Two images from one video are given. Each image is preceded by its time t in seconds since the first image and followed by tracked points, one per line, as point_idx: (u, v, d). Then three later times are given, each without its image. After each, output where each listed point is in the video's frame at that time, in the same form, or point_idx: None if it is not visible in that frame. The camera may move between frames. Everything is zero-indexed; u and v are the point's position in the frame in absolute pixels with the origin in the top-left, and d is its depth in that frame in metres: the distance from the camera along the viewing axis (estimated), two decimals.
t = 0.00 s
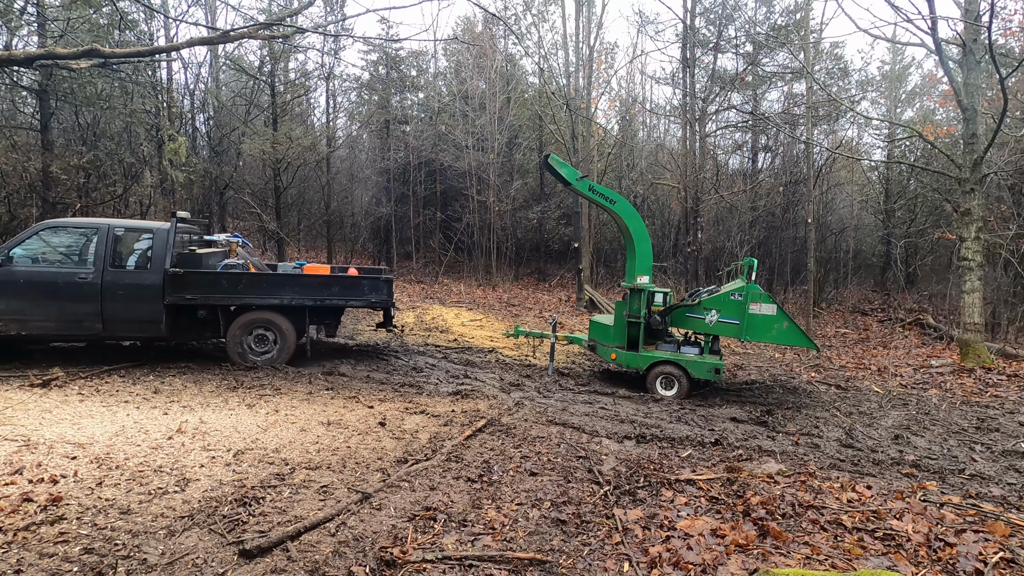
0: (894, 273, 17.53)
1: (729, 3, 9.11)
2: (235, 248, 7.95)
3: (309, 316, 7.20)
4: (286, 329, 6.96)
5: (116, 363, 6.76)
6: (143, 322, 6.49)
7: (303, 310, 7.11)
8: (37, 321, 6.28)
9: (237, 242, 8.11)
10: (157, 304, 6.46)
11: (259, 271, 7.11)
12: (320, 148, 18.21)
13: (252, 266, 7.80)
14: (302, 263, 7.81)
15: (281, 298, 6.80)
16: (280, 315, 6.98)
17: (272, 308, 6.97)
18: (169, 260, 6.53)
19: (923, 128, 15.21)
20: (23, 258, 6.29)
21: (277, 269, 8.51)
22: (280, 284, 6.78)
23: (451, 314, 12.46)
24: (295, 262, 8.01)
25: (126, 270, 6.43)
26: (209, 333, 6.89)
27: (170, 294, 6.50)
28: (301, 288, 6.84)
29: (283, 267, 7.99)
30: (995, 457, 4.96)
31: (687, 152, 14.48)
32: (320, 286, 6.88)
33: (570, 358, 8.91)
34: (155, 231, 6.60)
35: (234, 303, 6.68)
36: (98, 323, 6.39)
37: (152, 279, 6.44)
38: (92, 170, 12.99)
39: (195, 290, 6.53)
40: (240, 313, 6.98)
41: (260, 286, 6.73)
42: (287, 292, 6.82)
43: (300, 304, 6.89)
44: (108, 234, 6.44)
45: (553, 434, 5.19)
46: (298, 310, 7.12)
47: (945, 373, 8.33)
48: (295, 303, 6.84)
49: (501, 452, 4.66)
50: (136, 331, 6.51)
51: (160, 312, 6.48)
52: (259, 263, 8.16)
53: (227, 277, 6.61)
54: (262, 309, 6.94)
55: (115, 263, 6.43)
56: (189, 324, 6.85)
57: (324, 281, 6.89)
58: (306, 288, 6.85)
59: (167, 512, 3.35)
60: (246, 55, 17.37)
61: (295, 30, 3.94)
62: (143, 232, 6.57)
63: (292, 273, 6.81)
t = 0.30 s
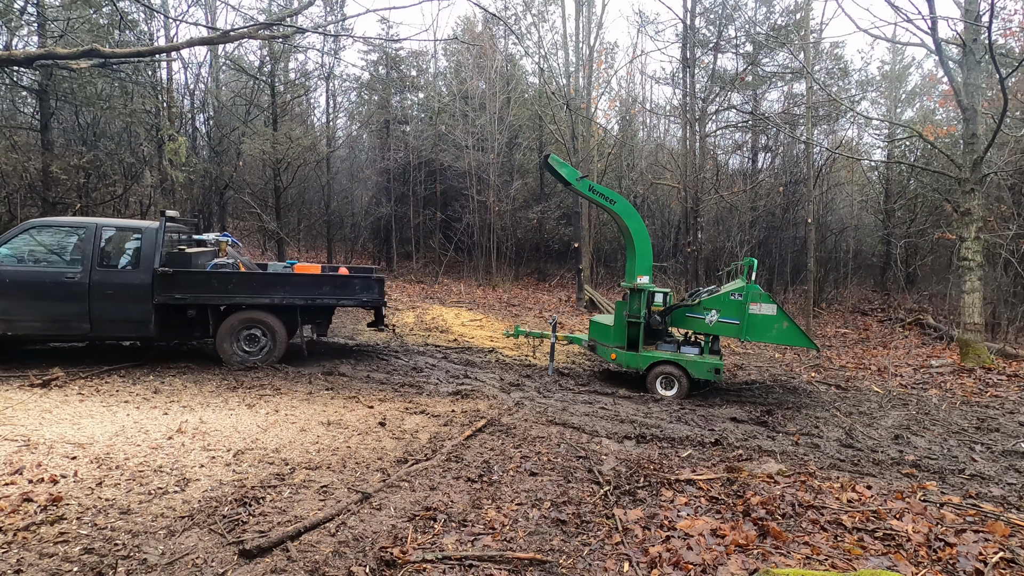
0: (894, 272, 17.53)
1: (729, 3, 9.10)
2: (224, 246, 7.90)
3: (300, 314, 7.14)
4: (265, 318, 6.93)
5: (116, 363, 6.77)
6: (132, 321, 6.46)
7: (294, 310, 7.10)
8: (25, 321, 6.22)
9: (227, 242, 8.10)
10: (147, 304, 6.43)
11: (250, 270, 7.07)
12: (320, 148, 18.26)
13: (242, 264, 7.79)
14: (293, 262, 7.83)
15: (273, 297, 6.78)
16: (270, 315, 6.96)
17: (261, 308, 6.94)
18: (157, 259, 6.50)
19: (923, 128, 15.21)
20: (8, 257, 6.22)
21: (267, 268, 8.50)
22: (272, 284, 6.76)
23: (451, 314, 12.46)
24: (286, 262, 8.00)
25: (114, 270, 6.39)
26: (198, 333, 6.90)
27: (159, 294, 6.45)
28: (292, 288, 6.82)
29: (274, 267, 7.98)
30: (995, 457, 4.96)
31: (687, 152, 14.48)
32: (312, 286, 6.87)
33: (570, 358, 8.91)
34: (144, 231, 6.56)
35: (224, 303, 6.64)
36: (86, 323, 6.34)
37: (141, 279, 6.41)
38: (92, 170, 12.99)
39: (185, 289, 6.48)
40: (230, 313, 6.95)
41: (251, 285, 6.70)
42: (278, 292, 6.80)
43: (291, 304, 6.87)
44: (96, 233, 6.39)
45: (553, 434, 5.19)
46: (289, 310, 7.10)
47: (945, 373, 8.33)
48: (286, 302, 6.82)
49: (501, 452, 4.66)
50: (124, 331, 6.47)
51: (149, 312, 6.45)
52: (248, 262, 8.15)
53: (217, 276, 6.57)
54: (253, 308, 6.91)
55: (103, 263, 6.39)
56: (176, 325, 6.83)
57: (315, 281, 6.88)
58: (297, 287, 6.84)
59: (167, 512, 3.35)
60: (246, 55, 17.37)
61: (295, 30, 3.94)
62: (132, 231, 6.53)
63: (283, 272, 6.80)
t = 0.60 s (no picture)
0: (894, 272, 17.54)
1: (729, 3, 9.10)
2: (214, 246, 7.87)
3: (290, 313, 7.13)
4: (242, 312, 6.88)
5: (116, 363, 6.77)
6: (120, 321, 6.41)
7: (284, 310, 7.09)
8: (12, 321, 6.17)
9: (216, 242, 8.04)
10: (135, 304, 6.40)
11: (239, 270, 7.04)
12: (320, 148, 18.32)
13: (230, 264, 7.79)
14: (283, 262, 7.83)
15: (262, 296, 6.77)
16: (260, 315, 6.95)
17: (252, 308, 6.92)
18: (145, 258, 6.45)
19: (923, 128, 15.22)
20: None
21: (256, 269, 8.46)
22: (261, 284, 6.74)
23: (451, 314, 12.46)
24: (275, 262, 7.98)
25: (101, 269, 6.34)
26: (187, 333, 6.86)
27: (147, 293, 6.41)
28: (282, 287, 6.81)
29: (263, 267, 7.95)
30: (995, 457, 4.96)
31: (687, 152, 14.47)
32: (302, 285, 6.86)
33: (571, 358, 8.91)
34: (131, 230, 6.51)
35: (213, 302, 6.60)
36: (73, 323, 6.30)
37: (129, 278, 6.37)
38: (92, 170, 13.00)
39: (173, 289, 6.44)
40: (218, 313, 6.90)
41: (239, 285, 6.68)
42: (267, 292, 6.78)
43: (280, 304, 6.85)
44: (82, 233, 6.33)
45: (553, 434, 5.19)
46: (279, 310, 7.08)
47: (945, 373, 8.33)
48: (276, 302, 6.80)
49: (501, 452, 4.66)
50: (111, 330, 6.42)
51: (137, 312, 6.41)
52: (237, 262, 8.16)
53: (206, 276, 6.54)
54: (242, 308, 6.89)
55: (90, 262, 6.33)
56: (163, 324, 6.78)
57: (305, 280, 6.87)
58: (287, 287, 6.83)
59: (167, 512, 3.35)
60: (246, 55, 17.37)
61: (295, 30, 3.94)
62: (119, 230, 6.48)
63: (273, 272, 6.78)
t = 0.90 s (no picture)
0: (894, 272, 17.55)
1: (728, 2, 9.10)
2: (202, 246, 7.91)
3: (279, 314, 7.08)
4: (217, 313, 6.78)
5: (116, 364, 6.77)
6: (106, 321, 6.35)
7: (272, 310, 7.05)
8: None
9: (204, 241, 8.01)
10: (121, 304, 6.34)
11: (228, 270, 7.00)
12: (320, 148, 18.36)
13: (219, 264, 7.77)
14: (272, 262, 7.81)
15: (251, 296, 6.73)
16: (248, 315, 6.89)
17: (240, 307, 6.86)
18: (132, 258, 6.39)
19: (923, 129, 15.22)
20: None
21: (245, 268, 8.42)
22: (250, 284, 6.70)
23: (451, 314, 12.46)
24: (264, 263, 7.93)
25: (86, 269, 6.28)
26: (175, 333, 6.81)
27: (134, 293, 6.36)
28: (270, 287, 6.76)
29: (252, 267, 7.91)
30: (995, 457, 4.96)
31: (687, 152, 14.47)
32: (290, 285, 6.80)
33: (571, 358, 8.91)
34: (118, 229, 6.45)
35: (200, 302, 6.55)
36: (58, 323, 6.22)
37: (116, 278, 6.31)
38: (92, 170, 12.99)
39: (161, 289, 6.39)
40: (206, 313, 6.85)
41: (228, 285, 6.63)
42: (256, 292, 6.74)
43: (269, 303, 6.81)
44: (68, 232, 6.28)
45: (553, 434, 5.19)
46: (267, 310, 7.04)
47: (945, 373, 8.33)
48: (264, 301, 6.76)
49: (501, 452, 4.66)
50: (97, 331, 6.35)
51: (123, 311, 6.36)
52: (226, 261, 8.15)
53: (193, 275, 6.49)
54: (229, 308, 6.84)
55: (76, 262, 6.26)
56: (150, 325, 6.73)
57: (295, 280, 6.82)
58: (276, 287, 6.78)
59: (167, 512, 3.35)
60: (246, 55, 17.37)
61: (295, 30, 3.94)
62: (106, 230, 6.42)
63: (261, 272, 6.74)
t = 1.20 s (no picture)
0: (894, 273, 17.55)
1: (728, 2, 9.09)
2: (189, 245, 7.93)
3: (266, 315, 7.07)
4: (190, 321, 6.72)
5: (116, 363, 6.77)
6: (92, 321, 6.31)
7: (260, 311, 7.02)
8: None
9: (192, 240, 8.02)
10: (107, 304, 6.30)
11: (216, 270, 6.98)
12: (320, 149, 18.40)
13: (206, 263, 7.77)
14: (260, 262, 7.82)
15: (238, 296, 6.70)
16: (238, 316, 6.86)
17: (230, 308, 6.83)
18: (118, 257, 6.34)
19: (923, 129, 15.23)
20: None
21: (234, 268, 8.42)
22: (238, 283, 6.68)
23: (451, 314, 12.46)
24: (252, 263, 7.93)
25: (72, 269, 6.23)
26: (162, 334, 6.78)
27: (121, 293, 6.32)
28: (258, 287, 6.74)
29: (241, 267, 7.90)
30: (995, 457, 4.96)
31: (687, 152, 14.47)
32: (279, 285, 6.78)
33: (571, 358, 8.91)
34: (104, 229, 6.40)
35: (187, 301, 6.52)
36: (43, 324, 6.17)
37: (102, 278, 6.27)
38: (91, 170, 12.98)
39: (147, 289, 6.37)
40: (194, 313, 6.82)
41: (215, 284, 6.60)
42: (244, 291, 6.72)
43: (257, 303, 6.78)
44: (53, 232, 6.22)
45: (553, 434, 5.19)
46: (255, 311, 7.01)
47: (945, 373, 8.33)
48: (252, 301, 6.74)
49: (501, 452, 4.66)
50: (83, 331, 6.31)
51: (110, 311, 6.32)
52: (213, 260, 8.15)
53: (180, 275, 6.46)
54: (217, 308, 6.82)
55: (61, 261, 6.21)
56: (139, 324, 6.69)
57: (282, 280, 6.80)
58: (264, 286, 6.76)
59: (167, 512, 3.35)
60: (246, 55, 17.38)
61: (295, 30, 3.94)
62: (91, 229, 6.37)
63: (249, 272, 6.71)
